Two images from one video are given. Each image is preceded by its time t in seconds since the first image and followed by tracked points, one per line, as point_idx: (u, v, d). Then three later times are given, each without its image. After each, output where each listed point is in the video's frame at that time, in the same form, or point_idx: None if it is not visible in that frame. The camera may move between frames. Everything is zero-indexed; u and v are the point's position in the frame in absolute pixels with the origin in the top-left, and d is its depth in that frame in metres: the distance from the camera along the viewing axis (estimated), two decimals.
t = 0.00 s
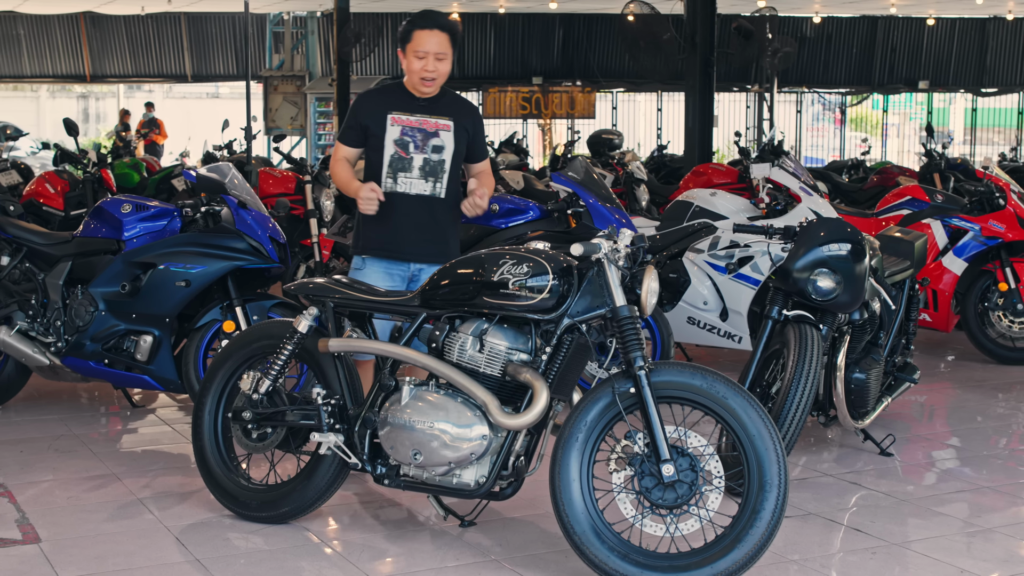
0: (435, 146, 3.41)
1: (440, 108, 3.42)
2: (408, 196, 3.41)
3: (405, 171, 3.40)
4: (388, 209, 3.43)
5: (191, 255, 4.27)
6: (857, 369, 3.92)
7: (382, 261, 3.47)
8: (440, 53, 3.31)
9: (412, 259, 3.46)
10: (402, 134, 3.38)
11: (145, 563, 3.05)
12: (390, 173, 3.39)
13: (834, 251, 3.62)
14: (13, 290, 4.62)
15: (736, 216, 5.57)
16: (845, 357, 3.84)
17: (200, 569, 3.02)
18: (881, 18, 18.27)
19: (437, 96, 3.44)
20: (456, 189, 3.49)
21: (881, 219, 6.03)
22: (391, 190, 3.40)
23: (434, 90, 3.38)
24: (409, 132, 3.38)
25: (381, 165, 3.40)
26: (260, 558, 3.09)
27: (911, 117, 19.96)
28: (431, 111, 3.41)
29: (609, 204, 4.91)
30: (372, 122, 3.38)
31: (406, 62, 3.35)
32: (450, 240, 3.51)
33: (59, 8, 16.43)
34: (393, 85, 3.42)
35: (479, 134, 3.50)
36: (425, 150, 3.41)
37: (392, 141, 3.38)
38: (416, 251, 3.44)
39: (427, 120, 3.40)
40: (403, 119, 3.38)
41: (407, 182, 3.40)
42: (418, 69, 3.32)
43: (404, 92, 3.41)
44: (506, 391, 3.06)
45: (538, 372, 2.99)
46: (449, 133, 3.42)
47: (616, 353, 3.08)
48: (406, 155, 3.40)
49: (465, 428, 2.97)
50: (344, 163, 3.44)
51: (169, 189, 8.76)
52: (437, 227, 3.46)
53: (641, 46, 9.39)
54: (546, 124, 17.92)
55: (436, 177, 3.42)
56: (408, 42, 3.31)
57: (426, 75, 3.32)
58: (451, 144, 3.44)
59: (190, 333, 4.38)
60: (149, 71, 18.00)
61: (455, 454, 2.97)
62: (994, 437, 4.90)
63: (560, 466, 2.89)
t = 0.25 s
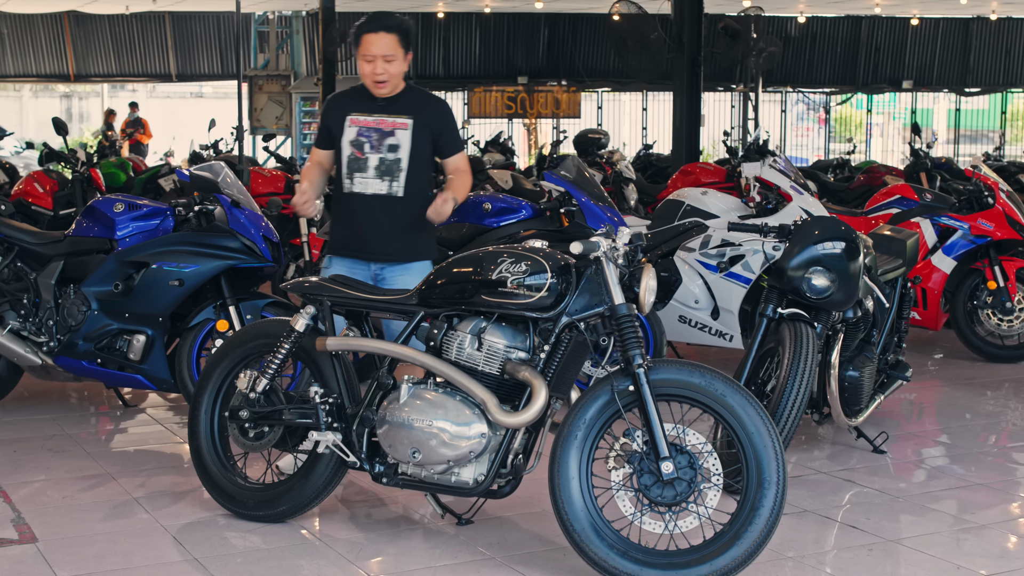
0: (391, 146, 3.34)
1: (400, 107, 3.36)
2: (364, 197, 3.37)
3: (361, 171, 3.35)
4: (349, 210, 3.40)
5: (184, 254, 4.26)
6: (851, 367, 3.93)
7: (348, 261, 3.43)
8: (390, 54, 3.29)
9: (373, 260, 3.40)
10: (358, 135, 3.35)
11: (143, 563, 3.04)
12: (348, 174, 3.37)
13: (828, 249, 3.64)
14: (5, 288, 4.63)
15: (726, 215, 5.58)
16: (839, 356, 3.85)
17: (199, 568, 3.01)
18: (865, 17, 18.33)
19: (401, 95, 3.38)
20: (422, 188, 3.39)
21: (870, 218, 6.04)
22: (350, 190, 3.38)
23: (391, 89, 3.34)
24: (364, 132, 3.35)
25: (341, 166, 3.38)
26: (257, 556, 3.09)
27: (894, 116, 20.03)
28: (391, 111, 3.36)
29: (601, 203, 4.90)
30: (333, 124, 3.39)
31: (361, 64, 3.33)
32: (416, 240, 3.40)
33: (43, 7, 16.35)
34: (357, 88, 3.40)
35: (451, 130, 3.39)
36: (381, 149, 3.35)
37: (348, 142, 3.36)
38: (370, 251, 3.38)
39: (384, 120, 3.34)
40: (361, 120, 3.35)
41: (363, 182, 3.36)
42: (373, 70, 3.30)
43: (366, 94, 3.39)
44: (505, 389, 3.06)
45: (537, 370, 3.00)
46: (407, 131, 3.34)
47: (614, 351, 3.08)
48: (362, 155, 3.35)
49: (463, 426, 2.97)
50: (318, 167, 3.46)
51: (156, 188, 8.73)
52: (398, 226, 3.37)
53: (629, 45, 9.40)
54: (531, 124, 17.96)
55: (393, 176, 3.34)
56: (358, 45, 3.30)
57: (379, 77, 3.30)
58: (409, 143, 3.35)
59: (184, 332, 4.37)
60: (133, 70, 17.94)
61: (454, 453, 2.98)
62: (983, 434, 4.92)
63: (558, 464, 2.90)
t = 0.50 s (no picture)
0: (339, 149, 3.40)
1: (347, 110, 3.40)
2: (316, 200, 3.44)
3: (312, 175, 3.43)
4: (305, 213, 3.48)
5: (180, 254, 4.25)
6: (847, 365, 3.95)
7: (306, 263, 3.51)
8: (329, 52, 3.34)
9: (328, 261, 3.47)
10: (308, 140, 3.42)
11: (144, 561, 3.04)
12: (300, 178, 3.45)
13: (825, 248, 3.64)
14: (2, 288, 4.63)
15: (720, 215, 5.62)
16: (836, 354, 3.86)
17: (201, 567, 3.01)
18: (853, 17, 18.40)
19: (347, 93, 3.43)
20: (374, 188, 3.45)
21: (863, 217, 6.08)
22: (303, 194, 3.46)
23: (337, 90, 3.40)
24: (314, 137, 3.42)
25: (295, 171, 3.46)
26: (258, 555, 3.09)
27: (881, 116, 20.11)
28: (339, 114, 3.41)
29: (599, 202, 4.81)
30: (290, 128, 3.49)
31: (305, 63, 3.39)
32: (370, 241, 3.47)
33: (30, 6, 16.30)
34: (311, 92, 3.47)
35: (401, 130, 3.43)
36: (329, 153, 3.41)
37: (300, 147, 3.44)
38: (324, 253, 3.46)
39: (332, 123, 3.40)
40: (311, 125, 3.43)
41: (314, 187, 3.43)
42: (318, 70, 3.36)
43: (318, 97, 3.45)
44: (506, 387, 3.07)
45: (538, 369, 3.00)
46: (353, 134, 3.39)
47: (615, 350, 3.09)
48: (313, 159, 3.43)
49: (465, 425, 2.98)
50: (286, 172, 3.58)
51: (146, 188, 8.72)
52: (349, 229, 3.44)
53: (620, 45, 9.44)
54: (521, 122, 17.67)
55: (341, 180, 3.40)
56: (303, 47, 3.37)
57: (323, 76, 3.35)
58: (356, 146, 3.40)
59: (180, 332, 4.37)
60: (121, 70, 17.87)
61: (456, 451, 2.98)
62: (975, 431, 4.95)
63: (560, 462, 2.91)
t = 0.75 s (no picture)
0: (300, 144, 3.58)
1: (312, 107, 3.59)
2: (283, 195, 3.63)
3: (278, 170, 3.63)
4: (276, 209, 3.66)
5: (183, 253, 4.26)
6: (848, 364, 3.97)
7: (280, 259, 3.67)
8: (293, 49, 3.55)
9: (294, 256, 3.62)
10: (276, 136, 3.63)
11: (151, 559, 3.06)
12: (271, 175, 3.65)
13: (826, 247, 3.67)
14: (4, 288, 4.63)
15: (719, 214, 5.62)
16: (837, 353, 3.88)
17: (208, 564, 3.03)
18: (846, 18, 18.45)
19: (313, 90, 3.61)
20: (335, 183, 3.59)
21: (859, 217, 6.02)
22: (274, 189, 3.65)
23: (304, 87, 3.59)
24: (282, 133, 3.62)
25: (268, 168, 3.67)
26: (264, 553, 3.11)
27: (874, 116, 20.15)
28: (305, 111, 3.60)
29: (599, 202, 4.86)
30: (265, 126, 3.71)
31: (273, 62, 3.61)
32: (331, 233, 3.59)
33: (24, 6, 16.27)
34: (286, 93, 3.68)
35: (363, 125, 3.57)
36: (293, 148, 3.59)
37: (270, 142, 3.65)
38: (289, 247, 3.61)
39: (298, 120, 3.59)
40: (282, 121, 3.63)
41: (280, 181, 3.62)
42: (282, 66, 3.57)
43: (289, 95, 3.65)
44: (512, 386, 3.08)
45: (544, 367, 3.02)
46: (313, 130, 3.56)
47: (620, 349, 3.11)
48: (280, 155, 3.62)
49: (471, 423, 3.00)
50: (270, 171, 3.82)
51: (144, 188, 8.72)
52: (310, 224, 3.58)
53: (615, 45, 9.47)
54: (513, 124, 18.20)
55: (301, 175, 3.58)
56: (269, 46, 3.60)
57: (286, 72, 3.56)
58: (317, 141, 3.57)
59: (183, 332, 4.39)
60: (115, 71, 17.86)
61: (462, 449, 3.00)
62: (973, 430, 4.97)
63: (566, 460, 2.93)
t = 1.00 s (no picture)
0: (285, 144, 3.64)
1: (299, 107, 3.64)
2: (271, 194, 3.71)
3: (269, 170, 3.71)
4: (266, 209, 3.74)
5: (192, 252, 4.29)
6: (853, 362, 4.00)
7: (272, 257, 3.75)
8: (278, 48, 3.59)
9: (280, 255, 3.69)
10: (268, 135, 3.71)
11: (165, 556, 3.09)
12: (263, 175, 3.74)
13: (832, 247, 3.69)
14: (12, 288, 4.66)
15: (722, 214, 5.64)
16: (842, 351, 3.91)
17: (221, 561, 3.06)
18: (843, 19, 18.52)
19: (302, 90, 3.66)
20: (316, 181, 3.62)
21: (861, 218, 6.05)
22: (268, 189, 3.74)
23: (291, 87, 3.64)
24: (272, 133, 3.69)
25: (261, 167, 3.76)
26: (277, 549, 3.14)
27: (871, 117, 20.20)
28: (291, 111, 3.66)
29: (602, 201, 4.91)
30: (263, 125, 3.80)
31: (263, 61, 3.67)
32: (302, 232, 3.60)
33: (23, 7, 16.28)
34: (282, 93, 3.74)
35: (345, 123, 3.58)
36: (279, 148, 3.66)
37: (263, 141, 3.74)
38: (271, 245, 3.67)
39: (284, 120, 3.66)
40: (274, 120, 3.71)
41: (272, 181, 3.70)
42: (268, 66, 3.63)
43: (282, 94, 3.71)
44: (523, 383, 3.11)
45: (555, 365, 3.04)
46: (295, 130, 3.62)
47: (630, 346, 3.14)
48: (269, 154, 3.70)
49: (483, 420, 3.02)
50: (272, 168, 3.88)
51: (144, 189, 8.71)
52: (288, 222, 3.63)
53: (615, 46, 9.54)
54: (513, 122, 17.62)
55: (285, 174, 3.64)
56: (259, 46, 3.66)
57: (271, 70, 3.61)
58: (299, 141, 3.62)
59: (191, 331, 4.40)
60: (113, 71, 17.87)
61: (474, 446, 3.03)
62: (975, 428, 5.01)
63: (577, 456, 2.95)
